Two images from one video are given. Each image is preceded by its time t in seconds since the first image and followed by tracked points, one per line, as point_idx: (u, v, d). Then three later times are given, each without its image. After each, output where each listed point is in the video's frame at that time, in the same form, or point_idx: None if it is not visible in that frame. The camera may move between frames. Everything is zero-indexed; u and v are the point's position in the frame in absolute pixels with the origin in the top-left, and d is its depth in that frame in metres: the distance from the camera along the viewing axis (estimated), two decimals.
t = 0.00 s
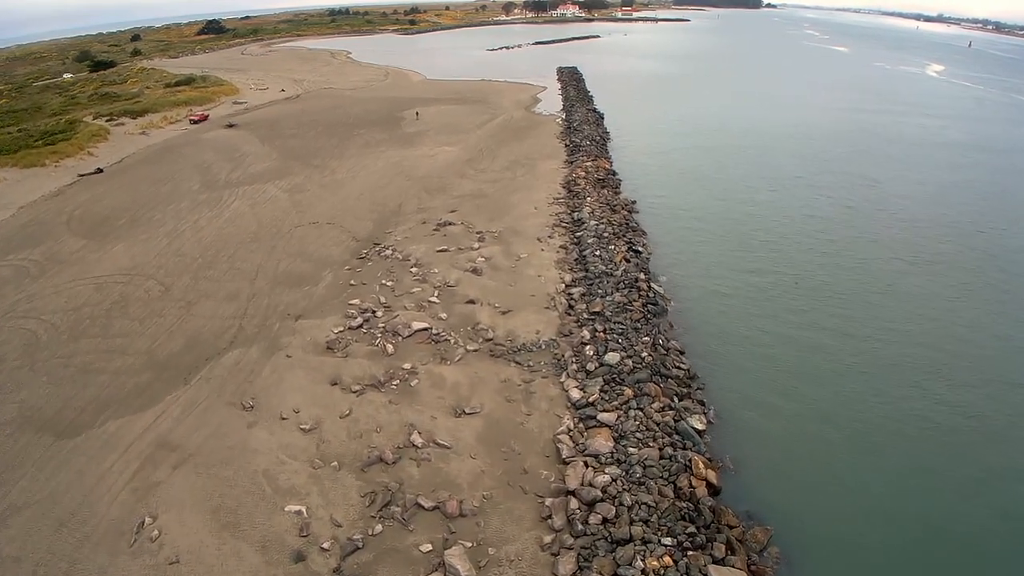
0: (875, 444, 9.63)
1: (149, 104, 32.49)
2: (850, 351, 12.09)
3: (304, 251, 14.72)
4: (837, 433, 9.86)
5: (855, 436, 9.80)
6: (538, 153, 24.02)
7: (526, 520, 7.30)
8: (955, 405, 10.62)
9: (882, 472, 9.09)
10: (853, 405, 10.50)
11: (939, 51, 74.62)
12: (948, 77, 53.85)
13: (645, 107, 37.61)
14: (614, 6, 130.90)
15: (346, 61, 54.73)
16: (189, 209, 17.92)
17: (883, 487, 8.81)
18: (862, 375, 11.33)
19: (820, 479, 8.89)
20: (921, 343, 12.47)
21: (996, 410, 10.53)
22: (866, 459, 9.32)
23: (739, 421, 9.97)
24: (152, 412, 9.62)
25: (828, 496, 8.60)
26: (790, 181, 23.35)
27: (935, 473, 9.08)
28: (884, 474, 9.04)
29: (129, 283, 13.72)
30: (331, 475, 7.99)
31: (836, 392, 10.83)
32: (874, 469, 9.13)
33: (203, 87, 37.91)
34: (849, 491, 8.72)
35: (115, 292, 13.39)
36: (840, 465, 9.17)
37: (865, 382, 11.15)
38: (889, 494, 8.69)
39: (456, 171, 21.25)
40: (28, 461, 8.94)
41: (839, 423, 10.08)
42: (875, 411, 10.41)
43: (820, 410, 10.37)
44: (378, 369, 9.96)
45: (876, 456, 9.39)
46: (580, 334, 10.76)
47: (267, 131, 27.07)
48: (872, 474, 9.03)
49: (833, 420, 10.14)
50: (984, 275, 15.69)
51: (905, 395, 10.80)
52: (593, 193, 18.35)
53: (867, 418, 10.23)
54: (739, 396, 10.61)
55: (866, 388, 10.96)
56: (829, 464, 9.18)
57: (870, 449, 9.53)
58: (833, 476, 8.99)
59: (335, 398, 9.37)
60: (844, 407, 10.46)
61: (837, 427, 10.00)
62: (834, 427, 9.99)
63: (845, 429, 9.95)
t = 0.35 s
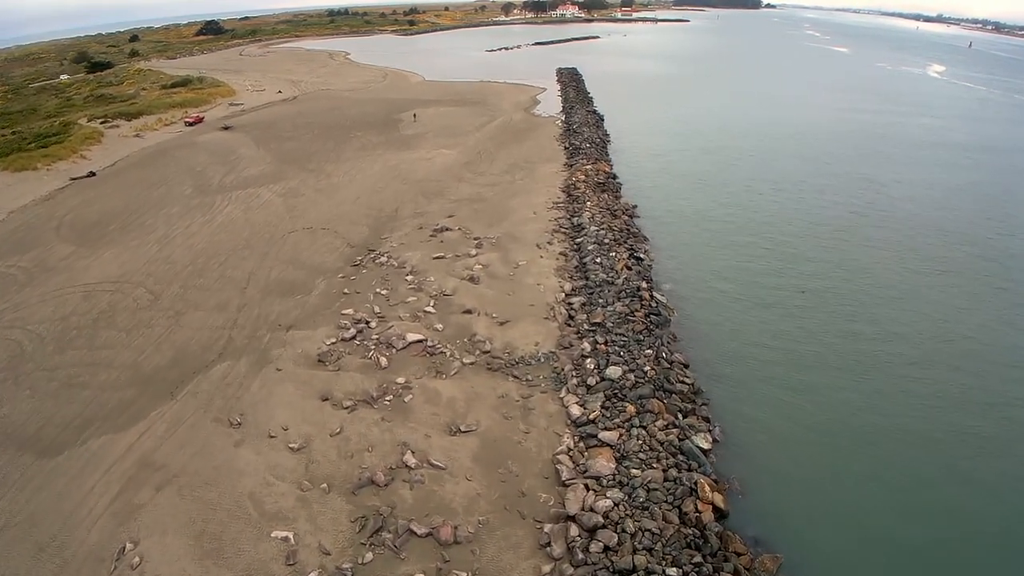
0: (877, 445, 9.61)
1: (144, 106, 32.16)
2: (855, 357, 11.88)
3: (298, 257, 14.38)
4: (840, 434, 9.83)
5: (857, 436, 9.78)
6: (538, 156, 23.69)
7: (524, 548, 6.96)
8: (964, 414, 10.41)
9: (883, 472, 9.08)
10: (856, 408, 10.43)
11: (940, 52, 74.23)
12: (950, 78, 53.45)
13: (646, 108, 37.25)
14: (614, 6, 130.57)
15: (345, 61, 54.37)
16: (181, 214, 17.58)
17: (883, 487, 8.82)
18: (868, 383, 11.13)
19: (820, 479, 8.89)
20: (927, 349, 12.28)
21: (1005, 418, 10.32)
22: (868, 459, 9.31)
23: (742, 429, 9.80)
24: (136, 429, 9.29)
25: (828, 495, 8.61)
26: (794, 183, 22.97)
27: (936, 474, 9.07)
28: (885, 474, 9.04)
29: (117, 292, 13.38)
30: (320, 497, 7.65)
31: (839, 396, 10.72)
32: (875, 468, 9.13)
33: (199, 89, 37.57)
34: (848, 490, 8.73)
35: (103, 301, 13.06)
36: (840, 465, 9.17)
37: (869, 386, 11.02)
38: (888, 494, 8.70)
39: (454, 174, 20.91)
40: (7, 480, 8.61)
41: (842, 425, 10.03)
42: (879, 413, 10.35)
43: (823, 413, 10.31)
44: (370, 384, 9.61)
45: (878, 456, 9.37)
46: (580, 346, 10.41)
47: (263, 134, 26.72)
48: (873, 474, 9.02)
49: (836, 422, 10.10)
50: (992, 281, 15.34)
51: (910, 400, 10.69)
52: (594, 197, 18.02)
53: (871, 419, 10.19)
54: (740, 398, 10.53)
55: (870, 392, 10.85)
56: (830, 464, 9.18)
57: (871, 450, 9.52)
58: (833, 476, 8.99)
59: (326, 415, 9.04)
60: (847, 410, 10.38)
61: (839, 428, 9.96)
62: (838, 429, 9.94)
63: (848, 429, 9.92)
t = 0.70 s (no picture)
0: (880, 450, 9.72)
1: (148, 106, 31.98)
2: (862, 363, 11.90)
3: (297, 263, 14.07)
4: (845, 439, 9.93)
5: (862, 441, 9.88)
6: (544, 158, 23.32)
7: None
8: (970, 422, 10.42)
9: (884, 476, 9.22)
10: (861, 413, 10.51)
11: (952, 53, 73.20)
12: (965, 79, 52.58)
13: (654, 109, 36.78)
14: (622, 7, 129.92)
15: (350, 62, 54.13)
16: (181, 217, 17.33)
17: (883, 490, 8.97)
18: (874, 389, 11.15)
19: (822, 482, 9.04)
20: (935, 355, 12.25)
21: (1011, 427, 10.32)
22: (871, 464, 9.43)
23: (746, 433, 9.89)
24: (127, 443, 9.00)
25: (829, 497, 8.76)
26: (805, 186, 22.50)
27: (937, 479, 9.19)
28: (885, 477, 9.18)
29: (113, 298, 13.13)
30: (313, 520, 7.32)
31: (845, 401, 10.79)
32: (876, 472, 9.27)
33: (204, 89, 37.35)
34: (850, 493, 8.88)
35: (99, 307, 12.79)
36: (843, 469, 9.30)
37: (874, 392, 11.08)
38: (889, 497, 8.85)
39: (459, 177, 20.57)
40: None
41: (846, 430, 10.11)
42: (884, 418, 10.44)
43: (828, 418, 10.39)
44: (368, 399, 9.27)
45: (880, 461, 9.48)
46: (586, 359, 10.03)
47: (267, 135, 26.45)
48: (875, 479, 9.16)
49: (840, 427, 10.19)
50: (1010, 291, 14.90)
51: (916, 407, 10.73)
52: (601, 202, 17.66)
53: (874, 424, 10.29)
54: (746, 403, 10.60)
55: (876, 398, 10.90)
56: (832, 468, 9.32)
57: (874, 454, 9.63)
58: (835, 480, 9.13)
59: (322, 431, 8.72)
60: (852, 415, 10.46)
61: (844, 433, 10.05)
62: (843, 433, 10.04)
63: (853, 434, 10.02)
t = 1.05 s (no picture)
0: (881, 450, 9.74)
1: (145, 107, 31.65)
2: (865, 366, 11.85)
3: (292, 270, 13.75)
4: (847, 441, 9.92)
5: (864, 443, 9.87)
6: (544, 161, 22.98)
7: None
8: (974, 425, 10.37)
9: (885, 476, 9.23)
10: (864, 415, 10.50)
11: (956, 53, 72.53)
12: (970, 80, 52.11)
13: (656, 109, 36.38)
14: (624, 7, 129.71)
15: (350, 62, 53.80)
16: (174, 222, 17.00)
17: (882, 489, 9.01)
18: (877, 392, 11.11)
19: (823, 483, 9.06)
20: (939, 358, 12.17)
21: (1015, 429, 10.27)
22: (873, 465, 9.42)
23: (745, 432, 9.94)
24: (111, 461, 8.68)
25: (828, 498, 8.80)
26: (811, 188, 22.11)
27: (938, 480, 9.19)
28: (883, 476, 9.23)
29: (102, 306, 12.81)
30: (302, 547, 7.00)
31: (847, 403, 10.76)
32: (876, 473, 9.28)
33: (202, 90, 36.99)
34: (851, 495, 8.89)
35: (88, 316, 12.47)
36: (842, 468, 9.35)
37: (877, 394, 11.05)
38: (889, 497, 8.87)
39: (457, 181, 20.23)
40: None
41: (850, 432, 10.09)
42: (886, 419, 10.42)
43: (832, 421, 10.35)
44: (361, 415, 8.95)
45: (883, 462, 9.47)
46: (588, 373, 9.67)
47: (264, 136, 26.12)
48: (878, 481, 9.15)
49: (843, 429, 10.17)
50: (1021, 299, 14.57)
51: (918, 409, 10.70)
52: (602, 206, 17.36)
53: (876, 426, 10.28)
54: (749, 406, 10.55)
55: (879, 400, 10.87)
56: (832, 467, 9.37)
57: (876, 455, 9.62)
58: (835, 480, 9.16)
59: (313, 449, 8.39)
60: (854, 417, 10.44)
61: (846, 435, 10.03)
62: (845, 435, 10.01)
63: (855, 436, 10.00)
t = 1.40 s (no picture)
0: (880, 450, 9.62)
1: (140, 109, 31.31)
2: (870, 368, 11.65)
3: (284, 278, 13.40)
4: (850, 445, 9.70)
5: (867, 448, 9.65)
6: (543, 164, 22.64)
7: None
8: (980, 430, 10.16)
9: (885, 477, 9.11)
10: (867, 419, 10.29)
11: (957, 54, 72.14)
12: (972, 80, 51.76)
13: (656, 109, 36.03)
14: (623, 7, 129.36)
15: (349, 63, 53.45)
16: (165, 228, 16.64)
17: (881, 489, 8.89)
18: (880, 395, 10.91)
19: (822, 483, 8.94)
20: (940, 359, 12.02)
21: (1014, 429, 10.18)
22: (876, 471, 9.20)
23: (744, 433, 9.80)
24: (93, 481, 8.35)
25: (827, 499, 8.67)
26: (815, 189, 21.70)
27: (938, 479, 9.09)
28: (883, 476, 9.11)
29: (90, 315, 12.47)
30: None
31: (850, 407, 10.56)
32: (876, 474, 9.15)
33: (198, 91, 36.66)
34: (850, 496, 8.76)
35: (75, 326, 12.13)
36: (841, 468, 9.23)
37: (880, 398, 10.84)
38: (889, 498, 8.74)
39: (455, 184, 19.88)
40: None
41: (853, 437, 9.88)
42: (889, 423, 10.22)
43: (834, 425, 10.15)
44: (353, 433, 8.60)
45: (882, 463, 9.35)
46: (589, 389, 9.32)
47: (259, 138, 25.78)
48: (880, 486, 8.93)
49: (845, 432, 9.97)
50: None
51: (924, 413, 10.48)
52: (603, 211, 17.03)
53: (876, 425, 10.16)
54: (750, 411, 10.33)
55: (882, 404, 10.66)
56: (831, 467, 9.24)
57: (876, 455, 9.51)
58: (834, 480, 9.03)
59: (302, 470, 8.05)
60: (853, 417, 10.32)
61: (849, 439, 9.82)
62: (849, 441, 9.79)
63: (859, 442, 9.77)
